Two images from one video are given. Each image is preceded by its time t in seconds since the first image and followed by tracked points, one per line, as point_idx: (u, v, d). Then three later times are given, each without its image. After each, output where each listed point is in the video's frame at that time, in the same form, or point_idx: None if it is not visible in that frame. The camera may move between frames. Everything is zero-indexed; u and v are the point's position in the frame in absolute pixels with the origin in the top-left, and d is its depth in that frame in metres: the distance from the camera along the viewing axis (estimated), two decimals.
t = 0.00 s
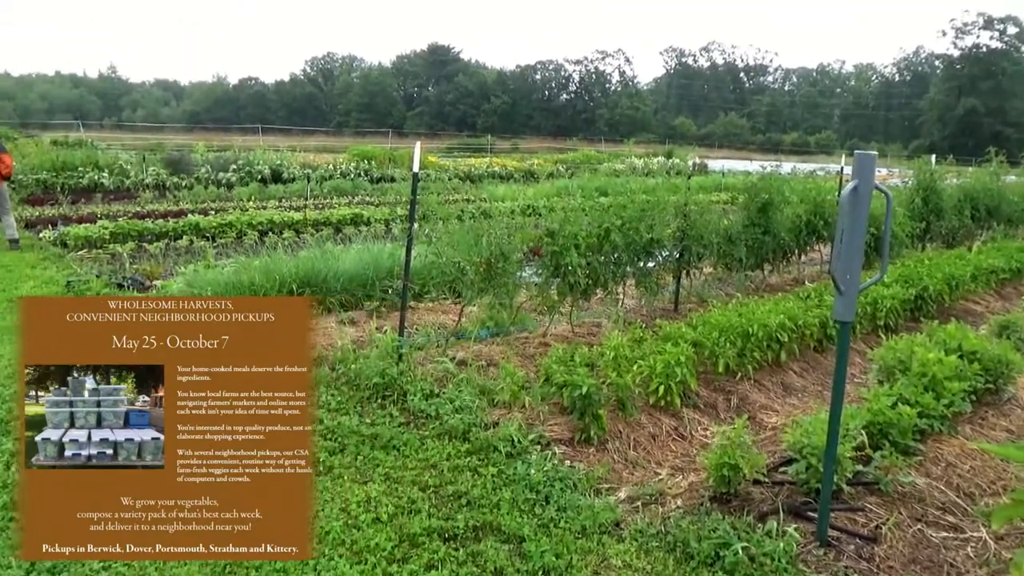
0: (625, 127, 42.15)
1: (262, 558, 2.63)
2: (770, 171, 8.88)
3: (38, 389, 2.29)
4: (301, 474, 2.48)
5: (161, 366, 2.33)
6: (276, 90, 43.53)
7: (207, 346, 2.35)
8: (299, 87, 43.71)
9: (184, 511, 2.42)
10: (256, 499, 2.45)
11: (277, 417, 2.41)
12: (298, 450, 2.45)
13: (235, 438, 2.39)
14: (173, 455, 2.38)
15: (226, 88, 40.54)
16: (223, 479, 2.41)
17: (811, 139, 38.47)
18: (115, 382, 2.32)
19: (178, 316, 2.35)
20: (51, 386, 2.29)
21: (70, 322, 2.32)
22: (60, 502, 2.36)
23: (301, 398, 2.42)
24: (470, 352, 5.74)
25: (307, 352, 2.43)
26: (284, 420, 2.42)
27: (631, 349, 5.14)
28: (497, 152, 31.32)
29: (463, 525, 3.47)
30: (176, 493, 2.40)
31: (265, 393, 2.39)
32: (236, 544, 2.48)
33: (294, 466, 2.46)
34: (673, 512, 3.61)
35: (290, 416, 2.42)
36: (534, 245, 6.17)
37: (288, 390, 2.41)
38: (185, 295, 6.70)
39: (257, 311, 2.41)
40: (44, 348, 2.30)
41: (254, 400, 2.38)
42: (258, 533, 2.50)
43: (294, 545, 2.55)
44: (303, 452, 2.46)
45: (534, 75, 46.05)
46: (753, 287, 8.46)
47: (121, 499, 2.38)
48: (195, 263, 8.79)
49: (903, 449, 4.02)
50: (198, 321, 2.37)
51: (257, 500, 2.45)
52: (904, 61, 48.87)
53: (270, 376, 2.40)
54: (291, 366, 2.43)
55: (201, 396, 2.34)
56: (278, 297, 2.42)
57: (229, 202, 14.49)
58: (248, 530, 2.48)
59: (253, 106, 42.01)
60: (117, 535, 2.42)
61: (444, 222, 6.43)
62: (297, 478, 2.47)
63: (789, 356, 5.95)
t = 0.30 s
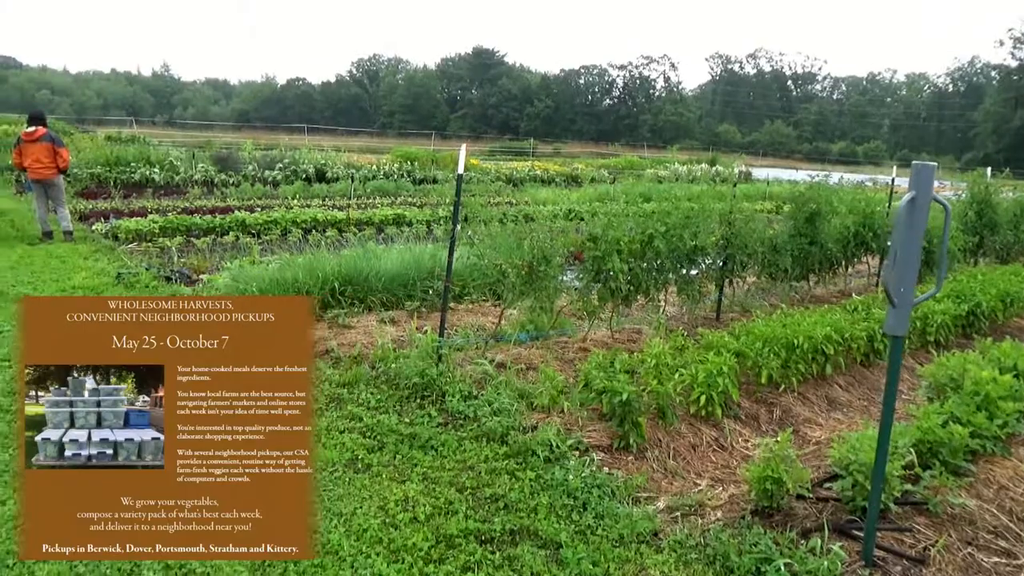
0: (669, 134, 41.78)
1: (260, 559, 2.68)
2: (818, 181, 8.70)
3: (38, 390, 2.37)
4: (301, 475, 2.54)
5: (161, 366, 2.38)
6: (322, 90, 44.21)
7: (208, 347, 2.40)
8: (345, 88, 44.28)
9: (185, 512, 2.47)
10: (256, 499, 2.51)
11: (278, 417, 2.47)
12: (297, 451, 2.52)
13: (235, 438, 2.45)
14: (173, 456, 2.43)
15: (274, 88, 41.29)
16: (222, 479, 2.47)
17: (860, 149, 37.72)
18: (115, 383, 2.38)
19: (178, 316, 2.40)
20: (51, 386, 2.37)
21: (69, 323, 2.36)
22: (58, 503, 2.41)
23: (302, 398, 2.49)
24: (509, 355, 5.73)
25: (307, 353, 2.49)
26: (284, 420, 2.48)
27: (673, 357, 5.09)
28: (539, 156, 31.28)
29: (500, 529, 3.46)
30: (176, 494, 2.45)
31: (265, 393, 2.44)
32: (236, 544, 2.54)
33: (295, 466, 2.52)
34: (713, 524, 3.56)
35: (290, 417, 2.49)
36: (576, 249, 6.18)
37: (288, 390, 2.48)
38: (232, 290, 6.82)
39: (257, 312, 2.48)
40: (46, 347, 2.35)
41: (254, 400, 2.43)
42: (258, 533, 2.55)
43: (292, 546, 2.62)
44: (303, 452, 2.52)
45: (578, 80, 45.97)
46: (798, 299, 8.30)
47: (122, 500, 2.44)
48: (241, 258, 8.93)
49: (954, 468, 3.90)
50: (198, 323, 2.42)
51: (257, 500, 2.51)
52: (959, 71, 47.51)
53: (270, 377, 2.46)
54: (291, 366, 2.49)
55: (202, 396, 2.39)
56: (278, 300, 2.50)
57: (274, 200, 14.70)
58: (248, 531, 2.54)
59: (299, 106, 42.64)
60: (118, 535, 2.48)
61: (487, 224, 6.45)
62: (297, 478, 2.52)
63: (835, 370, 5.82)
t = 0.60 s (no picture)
0: (709, 135, 41.35)
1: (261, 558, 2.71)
2: (868, 182, 8.50)
3: (38, 390, 2.35)
4: (301, 475, 2.55)
5: (161, 366, 2.38)
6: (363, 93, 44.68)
7: (208, 347, 2.40)
8: (385, 92, 44.65)
9: (185, 512, 2.50)
10: (256, 499, 2.53)
11: (277, 417, 2.48)
12: (298, 451, 2.52)
13: (235, 438, 2.47)
14: (173, 456, 2.44)
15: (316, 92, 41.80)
16: (222, 479, 2.49)
17: (907, 150, 36.84)
18: (116, 383, 2.36)
19: (178, 316, 2.40)
20: (52, 386, 2.35)
21: (69, 322, 2.35)
22: (58, 503, 2.44)
23: (302, 398, 2.48)
24: (553, 358, 5.68)
25: (307, 354, 2.48)
26: (284, 420, 2.49)
27: (720, 362, 5.01)
28: (578, 158, 31.20)
29: (547, 533, 3.44)
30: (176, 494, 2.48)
31: (265, 393, 2.45)
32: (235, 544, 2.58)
33: (295, 466, 2.53)
34: (765, 533, 3.49)
35: (290, 416, 2.49)
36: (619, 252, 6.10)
37: (288, 390, 2.48)
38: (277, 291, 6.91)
39: (258, 312, 2.47)
40: (46, 347, 2.33)
41: (254, 400, 2.44)
42: (258, 533, 2.58)
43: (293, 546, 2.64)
44: (303, 452, 2.53)
45: (617, 81, 45.70)
46: (846, 303, 8.13)
47: (122, 500, 2.46)
48: (285, 260, 9.03)
49: (1017, 480, 3.76)
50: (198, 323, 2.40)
51: (257, 500, 2.53)
52: (1010, 70, 46.23)
53: (269, 376, 2.46)
54: (291, 366, 2.49)
55: (202, 396, 2.40)
56: (279, 300, 2.48)
57: (317, 202, 14.86)
58: (248, 530, 2.57)
59: (340, 109, 43.19)
60: (118, 535, 2.51)
61: (532, 226, 6.45)
62: (297, 478, 2.54)
63: (887, 377, 5.68)
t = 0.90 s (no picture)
0: (741, 136, 40.97)
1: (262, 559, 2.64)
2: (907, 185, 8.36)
3: (38, 390, 2.31)
4: (300, 475, 2.49)
5: (161, 367, 2.34)
6: (393, 95, 44.99)
7: (207, 347, 2.35)
8: (416, 93, 44.98)
9: (185, 512, 2.45)
10: (257, 499, 2.48)
11: (277, 417, 2.43)
12: (298, 451, 2.47)
13: (235, 438, 2.43)
14: (173, 456, 2.39)
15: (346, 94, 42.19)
16: (222, 479, 2.44)
17: (944, 151, 36.13)
18: (115, 383, 2.32)
19: (178, 316, 2.36)
20: (52, 386, 2.31)
21: (69, 323, 2.30)
22: (56, 503, 2.38)
23: (302, 399, 2.44)
24: (586, 359, 5.64)
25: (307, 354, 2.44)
26: (284, 420, 2.44)
27: (756, 365, 4.96)
28: (608, 159, 31.11)
29: (583, 536, 3.42)
30: (176, 494, 2.43)
31: (265, 393, 2.41)
32: (236, 545, 2.52)
33: (295, 466, 2.48)
34: (806, 540, 3.44)
35: (290, 417, 2.45)
36: (654, 254, 6.05)
37: (288, 390, 2.44)
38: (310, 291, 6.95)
39: (258, 312, 2.42)
40: (46, 347, 2.28)
41: (254, 401, 2.40)
42: (258, 533, 2.51)
43: (294, 547, 2.56)
44: (304, 453, 2.47)
45: (647, 82, 45.45)
46: (884, 307, 7.98)
47: (121, 500, 2.41)
48: (317, 260, 9.10)
49: None
50: (199, 323, 2.37)
51: (258, 500, 2.48)
52: None
53: (269, 376, 2.42)
54: (291, 366, 2.45)
55: (202, 396, 2.35)
56: (279, 299, 2.44)
57: (349, 203, 14.97)
58: (248, 531, 2.51)
59: (371, 110, 43.54)
60: (118, 535, 2.45)
61: (565, 227, 6.43)
62: (296, 478, 2.48)
63: (928, 383, 5.56)
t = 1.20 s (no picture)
0: (752, 134, 40.77)
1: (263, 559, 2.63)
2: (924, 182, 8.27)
3: (38, 390, 2.30)
4: (300, 475, 2.47)
5: (161, 367, 2.32)
6: (404, 95, 45.05)
7: (207, 347, 2.33)
8: (426, 93, 45.10)
9: (185, 512, 2.44)
10: (257, 499, 2.45)
11: (277, 417, 2.40)
12: (298, 451, 2.45)
13: (235, 438, 2.40)
14: (173, 456, 2.38)
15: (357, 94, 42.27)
16: (222, 479, 2.42)
17: (959, 148, 35.81)
18: (115, 383, 2.31)
19: (178, 316, 2.34)
20: (52, 386, 2.30)
21: (69, 323, 2.31)
22: (57, 503, 2.38)
23: (302, 399, 2.41)
24: (600, 359, 5.60)
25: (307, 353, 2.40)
26: (284, 420, 2.41)
27: (772, 364, 4.92)
28: (619, 158, 31.04)
29: (599, 537, 3.40)
30: (176, 494, 2.42)
31: (265, 393, 2.39)
32: (236, 545, 2.50)
33: (295, 466, 2.45)
34: (825, 542, 3.42)
35: (290, 417, 2.42)
36: (667, 253, 6.00)
37: (288, 390, 2.41)
38: (323, 291, 6.95)
39: (258, 312, 2.39)
40: (46, 347, 2.29)
41: (254, 400, 2.37)
42: (258, 533, 2.50)
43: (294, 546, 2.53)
44: (304, 453, 2.45)
45: (657, 81, 45.31)
46: (900, 306, 7.91)
47: (122, 499, 2.40)
48: (330, 260, 9.10)
49: None
50: (199, 323, 2.35)
51: (258, 500, 2.46)
52: None
53: (269, 377, 2.39)
54: (291, 366, 2.41)
55: (202, 396, 2.33)
56: (279, 299, 2.40)
57: (360, 203, 14.98)
58: (248, 531, 2.49)
59: (381, 110, 43.69)
60: (118, 535, 2.45)
61: (579, 226, 6.39)
62: (297, 479, 2.45)
63: (947, 383, 5.49)
